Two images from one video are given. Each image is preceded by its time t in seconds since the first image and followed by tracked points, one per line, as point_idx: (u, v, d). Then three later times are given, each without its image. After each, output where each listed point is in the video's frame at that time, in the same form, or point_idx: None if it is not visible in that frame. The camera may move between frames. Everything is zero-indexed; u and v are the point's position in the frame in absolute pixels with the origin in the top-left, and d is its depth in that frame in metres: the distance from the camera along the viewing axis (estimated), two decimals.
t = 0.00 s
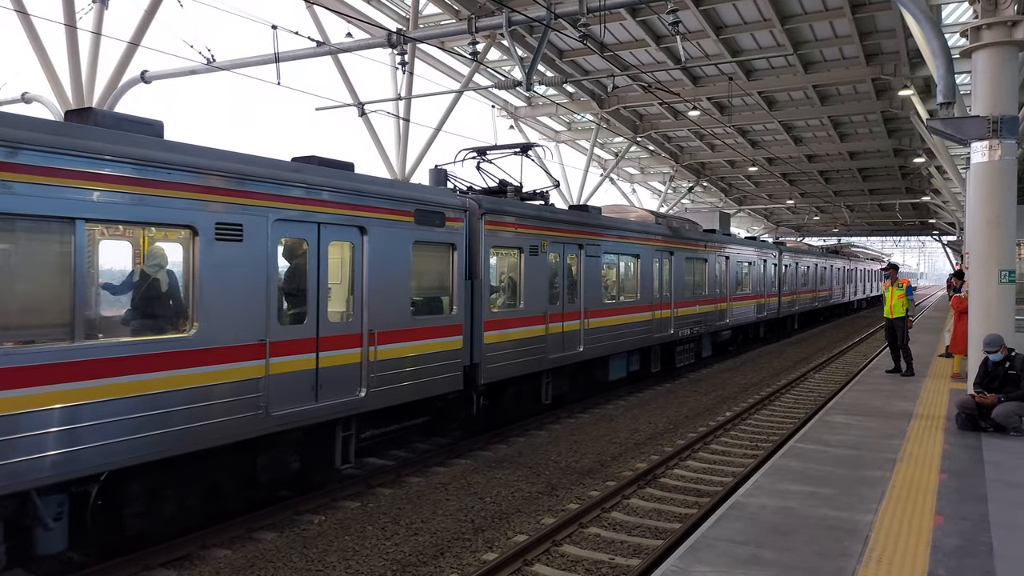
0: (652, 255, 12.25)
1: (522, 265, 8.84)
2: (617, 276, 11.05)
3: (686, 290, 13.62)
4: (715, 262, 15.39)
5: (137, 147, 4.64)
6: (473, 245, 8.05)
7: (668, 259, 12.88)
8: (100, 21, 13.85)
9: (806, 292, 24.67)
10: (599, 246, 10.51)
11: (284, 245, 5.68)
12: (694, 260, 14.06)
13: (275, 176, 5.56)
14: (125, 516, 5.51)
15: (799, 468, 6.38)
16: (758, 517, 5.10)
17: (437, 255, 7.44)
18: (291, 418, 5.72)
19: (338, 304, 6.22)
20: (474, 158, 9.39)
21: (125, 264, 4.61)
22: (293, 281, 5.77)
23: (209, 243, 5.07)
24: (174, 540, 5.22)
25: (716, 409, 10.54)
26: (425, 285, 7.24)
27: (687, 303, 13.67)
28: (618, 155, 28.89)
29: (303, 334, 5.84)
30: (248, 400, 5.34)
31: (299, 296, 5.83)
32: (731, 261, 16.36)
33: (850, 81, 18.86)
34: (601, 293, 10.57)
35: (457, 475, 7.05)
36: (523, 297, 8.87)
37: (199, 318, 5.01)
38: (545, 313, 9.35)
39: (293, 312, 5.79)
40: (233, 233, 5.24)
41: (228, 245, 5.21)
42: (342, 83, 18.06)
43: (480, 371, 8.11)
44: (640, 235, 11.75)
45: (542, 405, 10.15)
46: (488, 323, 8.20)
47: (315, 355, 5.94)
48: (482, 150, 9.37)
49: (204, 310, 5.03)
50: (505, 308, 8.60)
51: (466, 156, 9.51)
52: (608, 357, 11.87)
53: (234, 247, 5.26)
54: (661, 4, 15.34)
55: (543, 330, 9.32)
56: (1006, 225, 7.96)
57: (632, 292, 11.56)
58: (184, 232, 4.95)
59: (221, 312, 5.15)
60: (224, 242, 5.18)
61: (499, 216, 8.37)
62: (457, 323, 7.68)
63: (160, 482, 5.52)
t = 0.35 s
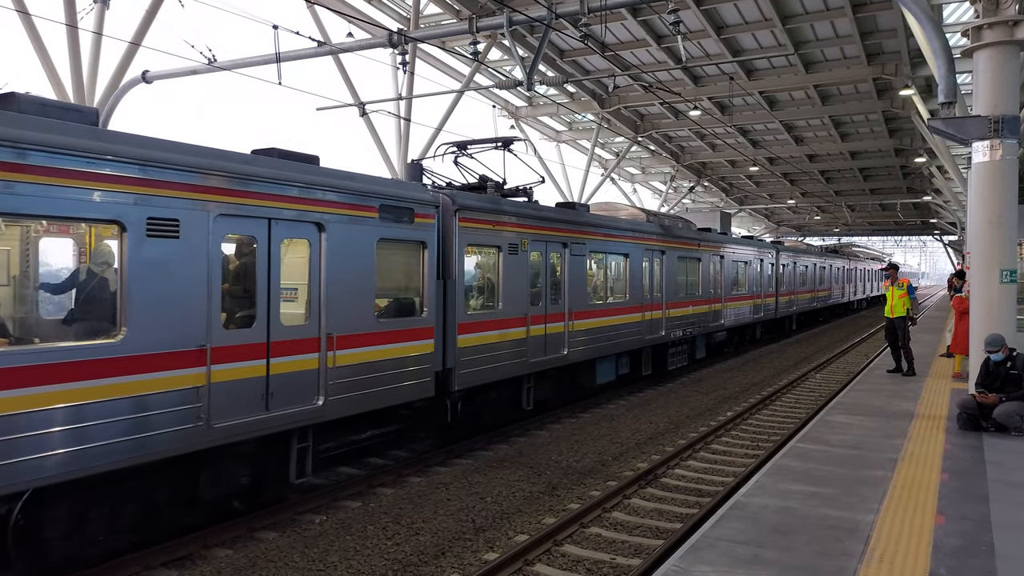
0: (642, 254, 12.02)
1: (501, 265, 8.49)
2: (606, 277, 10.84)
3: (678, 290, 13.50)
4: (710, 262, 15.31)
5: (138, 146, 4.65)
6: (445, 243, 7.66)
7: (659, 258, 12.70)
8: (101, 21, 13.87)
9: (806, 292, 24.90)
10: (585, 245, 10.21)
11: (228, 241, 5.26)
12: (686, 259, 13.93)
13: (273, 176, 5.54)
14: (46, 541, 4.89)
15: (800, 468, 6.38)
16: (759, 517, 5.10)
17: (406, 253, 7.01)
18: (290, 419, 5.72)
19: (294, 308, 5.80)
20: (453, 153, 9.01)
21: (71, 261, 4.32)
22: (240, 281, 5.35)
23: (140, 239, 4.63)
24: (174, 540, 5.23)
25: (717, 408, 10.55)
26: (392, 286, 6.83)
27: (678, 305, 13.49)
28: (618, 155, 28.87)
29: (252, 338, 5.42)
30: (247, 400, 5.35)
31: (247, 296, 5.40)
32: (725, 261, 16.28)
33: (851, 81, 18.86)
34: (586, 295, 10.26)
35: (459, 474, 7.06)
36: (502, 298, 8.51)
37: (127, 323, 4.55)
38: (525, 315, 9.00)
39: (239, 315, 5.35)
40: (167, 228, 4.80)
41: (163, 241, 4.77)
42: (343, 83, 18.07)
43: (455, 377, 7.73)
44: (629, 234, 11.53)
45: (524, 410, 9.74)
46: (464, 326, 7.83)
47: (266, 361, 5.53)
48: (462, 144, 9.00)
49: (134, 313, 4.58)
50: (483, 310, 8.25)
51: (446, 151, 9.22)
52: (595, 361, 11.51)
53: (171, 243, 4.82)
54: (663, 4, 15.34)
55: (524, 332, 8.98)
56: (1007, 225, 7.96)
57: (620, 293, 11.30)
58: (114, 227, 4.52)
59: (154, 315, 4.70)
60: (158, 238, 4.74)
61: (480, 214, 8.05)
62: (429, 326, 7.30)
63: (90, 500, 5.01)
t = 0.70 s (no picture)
0: (631, 253, 11.77)
1: (479, 265, 8.05)
2: (595, 277, 10.57)
3: (670, 290, 13.40)
4: (703, 261, 15.26)
5: (140, 147, 4.67)
6: (416, 240, 7.21)
7: (650, 258, 12.59)
8: (102, 21, 13.87)
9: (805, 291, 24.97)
10: (569, 244, 9.84)
11: (169, 238, 4.86)
12: (678, 258, 13.86)
13: (271, 176, 5.55)
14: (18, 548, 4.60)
15: (801, 467, 6.38)
16: (760, 517, 5.10)
17: (372, 252, 6.58)
18: (290, 419, 5.73)
19: (244, 312, 5.41)
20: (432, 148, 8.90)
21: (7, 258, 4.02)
22: (180, 283, 4.94)
23: (61, 236, 4.20)
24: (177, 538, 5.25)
25: (718, 408, 10.53)
26: (355, 287, 6.41)
27: (669, 306, 13.37)
28: (619, 155, 28.87)
29: (195, 344, 5.01)
30: (248, 400, 5.38)
31: (188, 297, 5.00)
32: (721, 261, 16.27)
33: (852, 80, 18.85)
34: (570, 296, 9.90)
35: (460, 474, 7.07)
36: (478, 301, 8.04)
37: (47, 329, 4.13)
38: (506, 317, 8.56)
39: (180, 318, 4.95)
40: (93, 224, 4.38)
41: (89, 238, 4.35)
42: (344, 83, 18.08)
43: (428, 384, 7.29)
44: (618, 233, 11.26)
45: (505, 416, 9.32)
46: (436, 329, 7.38)
47: (211, 368, 5.13)
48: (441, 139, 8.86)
49: (55, 318, 4.17)
50: (458, 312, 7.77)
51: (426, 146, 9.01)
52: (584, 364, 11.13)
53: (99, 241, 4.41)
54: (664, 3, 15.32)
55: (505, 335, 8.54)
56: (1009, 224, 7.94)
57: (608, 295, 11.03)
58: (31, 224, 4.10)
59: (76, 319, 4.27)
60: (82, 234, 4.32)
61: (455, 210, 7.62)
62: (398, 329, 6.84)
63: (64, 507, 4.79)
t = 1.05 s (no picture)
0: (619, 251, 11.64)
1: (456, 263, 7.80)
2: (580, 278, 10.43)
3: (661, 290, 13.35)
4: (698, 261, 15.21)
5: (140, 147, 4.74)
6: (385, 238, 6.92)
7: (641, 257, 12.53)
8: (103, 21, 13.88)
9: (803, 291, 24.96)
10: (552, 243, 9.64)
11: (101, 235, 4.52)
12: (670, 258, 13.78)
13: (270, 175, 5.61)
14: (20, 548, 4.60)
15: (803, 467, 6.38)
16: (760, 516, 5.10)
17: (337, 251, 6.27)
18: (290, 418, 5.77)
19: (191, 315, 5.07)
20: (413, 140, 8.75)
21: None
22: (114, 283, 4.59)
23: None
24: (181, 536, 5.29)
25: (719, 408, 10.50)
26: (319, 287, 6.11)
27: (660, 306, 13.30)
28: (619, 155, 28.87)
29: (131, 349, 4.67)
30: (251, 399, 5.43)
31: (122, 299, 4.65)
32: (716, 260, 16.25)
33: (852, 80, 18.84)
34: (553, 297, 9.71)
35: (460, 473, 7.07)
36: (455, 302, 7.79)
37: None
38: (484, 319, 8.31)
39: (118, 321, 4.63)
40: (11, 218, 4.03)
41: (7, 233, 4.01)
42: (345, 82, 18.08)
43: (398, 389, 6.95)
44: (604, 230, 11.13)
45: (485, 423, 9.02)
46: (409, 332, 7.05)
47: (151, 376, 4.79)
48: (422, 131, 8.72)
49: None
50: (430, 316, 7.43)
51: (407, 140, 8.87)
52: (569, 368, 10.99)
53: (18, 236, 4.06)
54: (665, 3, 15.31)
55: (483, 338, 8.29)
56: (1011, 224, 7.93)
57: (595, 296, 10.93)
58: None
59: None
60: None
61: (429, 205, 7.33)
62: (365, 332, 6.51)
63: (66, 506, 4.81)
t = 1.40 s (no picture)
0: (607, 250, 11.56)
1: (431, 261, 7.60)
2: (565, 277, 10.35)
3: (654, 291, 13.35)
4: (691, 261, 15.17)
5: (140, 147, 4.76)
6: (353, 236, 6.62)
7: (633, 256, 12.53)
8: (104, 20, 13.88)
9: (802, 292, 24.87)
10: (535, 242, 9.53)
11: (24, 232, 4.15)
12: (661, 258, 13.73)
13: (268, 175, 5.63)
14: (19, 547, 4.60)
15: (803, 467, 6.37)
16: (761, 517, 5.09)
17: (299, 250, 5.93)
18: (289, 419, 5.81)
19: (130, 319, 4.72)
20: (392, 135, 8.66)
21: None
22: (39, 283, 4.23)
23: None
24: (184, 535, 5.30)
25: (719, 408, 10.47)
26: (281, 288, 5.81)
27: (652, 307, 13.28)
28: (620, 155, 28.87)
29: (64, 355, 4.33)
30: (250, 399, 5.47)
31: (51, 301, 4.30)
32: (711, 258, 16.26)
33: (853, 79, 18.84)
34: (536, 298, 9.61)
35: (460, 473, 7.07)
36: (431, 304, 7.61)
37: None
38: (462, 321, 8.14)
39: (46, 325, 4.27)
40: None
41: None
42: (345, 82, 18.07)
43: (367, 394, 6.68)
44: (591, 228, 11.03)
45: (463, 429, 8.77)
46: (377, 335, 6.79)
47: (150, 376, 4.81)
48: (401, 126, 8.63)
49: None
50: (403, 317, 7.20)
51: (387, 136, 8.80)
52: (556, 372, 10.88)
53: None
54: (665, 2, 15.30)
55: (461, 340, 8.12)
56: (1011, 224, 7.92)
57: (582, 297, 10.90)
58: None
59: None
60: None
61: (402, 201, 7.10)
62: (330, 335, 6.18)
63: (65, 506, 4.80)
